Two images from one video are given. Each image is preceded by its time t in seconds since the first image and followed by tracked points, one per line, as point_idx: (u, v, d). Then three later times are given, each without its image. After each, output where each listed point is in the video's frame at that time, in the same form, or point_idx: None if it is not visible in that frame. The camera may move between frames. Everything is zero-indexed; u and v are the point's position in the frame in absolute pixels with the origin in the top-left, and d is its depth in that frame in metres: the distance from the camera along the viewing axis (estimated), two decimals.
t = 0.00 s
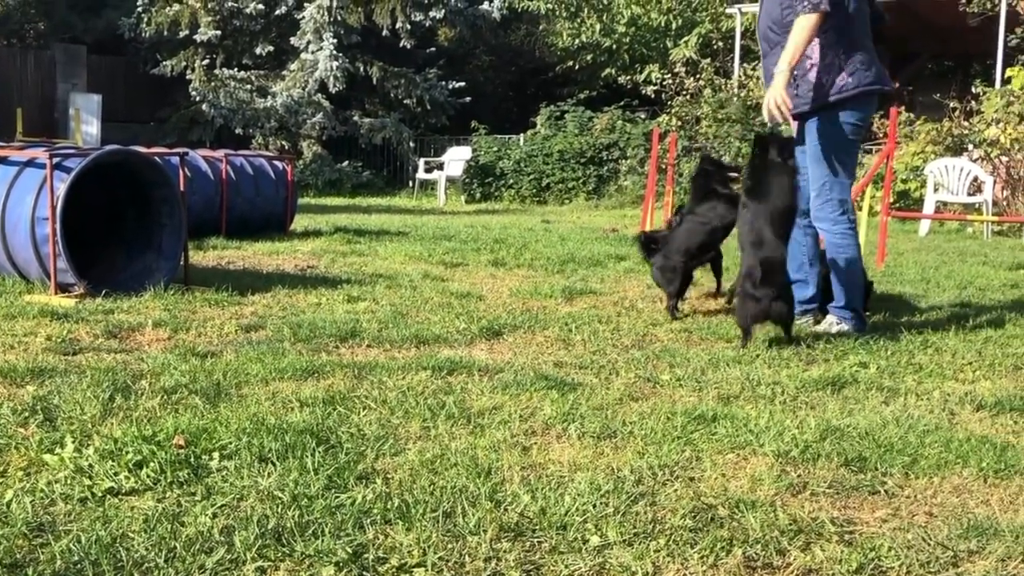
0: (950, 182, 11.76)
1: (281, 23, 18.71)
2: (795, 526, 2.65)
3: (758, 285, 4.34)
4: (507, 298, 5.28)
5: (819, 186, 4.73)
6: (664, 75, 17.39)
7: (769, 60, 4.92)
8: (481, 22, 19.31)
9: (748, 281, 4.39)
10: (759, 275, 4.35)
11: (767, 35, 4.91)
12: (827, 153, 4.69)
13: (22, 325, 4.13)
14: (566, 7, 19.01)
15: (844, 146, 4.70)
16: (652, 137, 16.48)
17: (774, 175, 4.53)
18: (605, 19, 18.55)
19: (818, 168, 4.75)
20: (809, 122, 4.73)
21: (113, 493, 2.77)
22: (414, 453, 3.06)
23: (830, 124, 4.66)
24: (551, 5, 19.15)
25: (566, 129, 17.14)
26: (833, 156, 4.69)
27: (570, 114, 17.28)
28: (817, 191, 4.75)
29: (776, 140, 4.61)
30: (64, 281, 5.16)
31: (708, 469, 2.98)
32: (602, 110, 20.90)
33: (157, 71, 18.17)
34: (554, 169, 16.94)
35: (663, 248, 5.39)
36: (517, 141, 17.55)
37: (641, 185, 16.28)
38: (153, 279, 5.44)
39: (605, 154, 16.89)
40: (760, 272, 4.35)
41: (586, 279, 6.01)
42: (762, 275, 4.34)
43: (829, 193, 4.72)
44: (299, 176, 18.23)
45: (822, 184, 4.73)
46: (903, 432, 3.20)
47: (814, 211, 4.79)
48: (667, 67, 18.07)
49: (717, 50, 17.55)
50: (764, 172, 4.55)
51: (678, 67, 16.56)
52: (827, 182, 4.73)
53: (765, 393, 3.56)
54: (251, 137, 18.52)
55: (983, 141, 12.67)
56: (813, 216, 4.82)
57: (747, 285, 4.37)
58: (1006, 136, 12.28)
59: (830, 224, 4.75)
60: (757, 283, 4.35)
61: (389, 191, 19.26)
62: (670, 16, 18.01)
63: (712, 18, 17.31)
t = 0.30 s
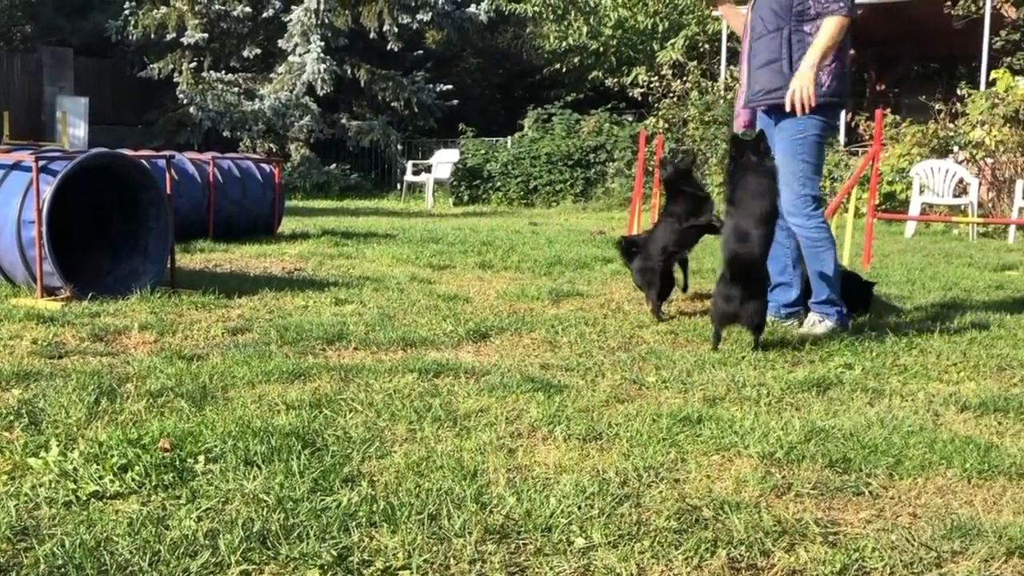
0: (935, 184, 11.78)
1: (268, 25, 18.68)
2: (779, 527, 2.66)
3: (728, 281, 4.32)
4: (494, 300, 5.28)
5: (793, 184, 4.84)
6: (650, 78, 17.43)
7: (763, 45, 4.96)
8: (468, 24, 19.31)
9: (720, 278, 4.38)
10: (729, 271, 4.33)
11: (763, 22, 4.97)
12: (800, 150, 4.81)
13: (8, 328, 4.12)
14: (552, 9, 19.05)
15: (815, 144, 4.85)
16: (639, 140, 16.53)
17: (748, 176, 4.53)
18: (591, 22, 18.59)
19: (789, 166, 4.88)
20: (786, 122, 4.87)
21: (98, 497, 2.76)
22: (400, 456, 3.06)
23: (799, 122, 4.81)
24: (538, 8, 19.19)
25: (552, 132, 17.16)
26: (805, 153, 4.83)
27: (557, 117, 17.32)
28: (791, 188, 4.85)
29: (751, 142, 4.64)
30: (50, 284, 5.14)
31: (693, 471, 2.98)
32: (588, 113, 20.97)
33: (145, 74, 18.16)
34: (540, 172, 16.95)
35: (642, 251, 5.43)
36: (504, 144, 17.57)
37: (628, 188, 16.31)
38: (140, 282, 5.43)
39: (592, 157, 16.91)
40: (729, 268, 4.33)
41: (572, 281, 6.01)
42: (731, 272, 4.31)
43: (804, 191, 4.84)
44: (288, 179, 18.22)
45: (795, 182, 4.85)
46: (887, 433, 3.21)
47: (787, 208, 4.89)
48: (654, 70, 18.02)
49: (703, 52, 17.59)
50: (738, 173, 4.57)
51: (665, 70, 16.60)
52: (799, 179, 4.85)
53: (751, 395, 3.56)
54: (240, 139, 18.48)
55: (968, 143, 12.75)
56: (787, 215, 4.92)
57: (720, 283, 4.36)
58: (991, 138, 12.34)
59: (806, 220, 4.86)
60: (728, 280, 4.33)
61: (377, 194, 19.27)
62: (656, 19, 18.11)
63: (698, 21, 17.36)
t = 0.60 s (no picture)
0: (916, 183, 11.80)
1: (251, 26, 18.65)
2: (759, 526, 2.67)
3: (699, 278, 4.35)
4: (477, 301, 5.28)
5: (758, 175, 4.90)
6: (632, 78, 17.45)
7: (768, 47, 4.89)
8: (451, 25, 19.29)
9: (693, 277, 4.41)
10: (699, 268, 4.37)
11: (765, 23, 4.89)
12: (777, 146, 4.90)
13: None
14: (535, 10, 19.05)
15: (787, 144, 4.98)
16: (622, 140, 16.55)
17: (714, 175, 4.59)
18: (574, 23, 18.59)
19: (756, 159, 4.97)
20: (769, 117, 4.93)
21: (77, 499, 2.75)
22: (381, 456, 3.06)
23: (778, 119, 4.91)
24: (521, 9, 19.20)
25: (536, 132, 17.13)
26: (778, 149, 4.93)
27: (540, 117, 17.31)
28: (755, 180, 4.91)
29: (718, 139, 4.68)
30: (31, 286, 5.13)
31: (673, 470, 2.98)
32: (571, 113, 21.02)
33: (129, 75, 18.09)
34: (524, 172, 16.95)
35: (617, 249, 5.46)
36: (488, 145, 17.56)
37: (611, 188, 16.31)
38: (122, 283, 5.42)
39: (575, 157, 16.86)
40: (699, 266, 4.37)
41: (556, 281, 6.01)
42: (701, 269, 4.35)
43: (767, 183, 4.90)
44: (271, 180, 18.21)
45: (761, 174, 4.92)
46: (867, 431, 3.22)
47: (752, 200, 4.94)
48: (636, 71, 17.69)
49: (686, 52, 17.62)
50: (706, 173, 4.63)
51: (647, 70, 16.61)
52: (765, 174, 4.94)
53: (732, 394, 3.57)
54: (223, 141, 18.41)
55: (949, 142, 12.86)
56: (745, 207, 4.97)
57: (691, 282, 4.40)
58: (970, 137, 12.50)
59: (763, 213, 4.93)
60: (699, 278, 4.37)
61: (360, 195, 19.27)
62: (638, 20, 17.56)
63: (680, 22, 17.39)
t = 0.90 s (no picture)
0: (900, 182, 11.86)
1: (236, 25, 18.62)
2: (742, 524, 2.67)
3: (691, 279, 4.32)
4: (462, 300, 5.28)
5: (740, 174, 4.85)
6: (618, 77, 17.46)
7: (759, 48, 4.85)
8: (437, 24, 19.29)
9: (682, 277, 4.39)
10: (692, 269, 4.35)
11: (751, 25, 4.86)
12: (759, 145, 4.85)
13: None
14: (521, 9, 19.08)
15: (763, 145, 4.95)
16: (608, 139, 16.55)
17: (701, 170, 4.56)
18: (559, 22, 18.60)
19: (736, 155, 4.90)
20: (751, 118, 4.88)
21: (59, 499, 2.74)
22: (365, 455, 3.05)
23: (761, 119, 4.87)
24: (506, 8, 19.21)
25: (522, 131, 17.13)
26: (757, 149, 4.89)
27: (526, 116, 17.21)
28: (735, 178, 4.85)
29: (704, 135, 4.63)
30: (15, 285, 5.11)
31: (657, 468, 2.99)
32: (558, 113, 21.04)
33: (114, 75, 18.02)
34: (510, 171, 16.96)
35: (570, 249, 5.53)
36: (474, 144, 17.57)
37: (597, 187, 16.32)
38: (106, 283, 5.40)
39: (562, 156, 16.83)
40: (693, 267, 4.35)
41: (541, 280, 6.02)
42: (694, 271, 4.33)
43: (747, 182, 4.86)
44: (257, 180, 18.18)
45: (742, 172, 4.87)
46: (851, 429, 3.23)
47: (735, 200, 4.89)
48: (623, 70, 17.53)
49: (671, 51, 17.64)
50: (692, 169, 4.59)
51: (634, 69, 16.63)
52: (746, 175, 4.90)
53: (715, 393, 3.57)
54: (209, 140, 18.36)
55: (933, 141, 12.94)
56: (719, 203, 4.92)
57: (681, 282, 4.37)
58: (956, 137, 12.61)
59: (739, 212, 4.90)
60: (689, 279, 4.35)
61: (346, 194, 19.27)
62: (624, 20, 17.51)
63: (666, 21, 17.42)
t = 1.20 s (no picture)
0: (889, 182, 11.90)
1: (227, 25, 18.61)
2: (728, 523, 2.67)
3: (663, 277, 4.37)
4: (451, 300, 5.28)
5: (716, 177, 4.79)
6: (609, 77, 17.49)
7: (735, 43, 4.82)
8: (427, 24, 19.29)
9: (653, 274, 4.42)
10: (664, 267, 4.37)
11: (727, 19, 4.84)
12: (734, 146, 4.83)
13: None
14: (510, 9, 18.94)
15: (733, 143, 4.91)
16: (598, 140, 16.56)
17: (672, 163, 4.55)
18: (549, 22, 18.62)
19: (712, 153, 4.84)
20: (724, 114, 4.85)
21: (45, 498, 2.73)
22: (353, 454, 3.05)
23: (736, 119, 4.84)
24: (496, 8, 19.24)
25: (511, 131, 17.14)
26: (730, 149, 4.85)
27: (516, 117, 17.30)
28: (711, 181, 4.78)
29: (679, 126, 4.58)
30: (3, 285, 5.10)
31: (643, 468, 2.99)
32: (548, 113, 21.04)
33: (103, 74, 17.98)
34: (500, 171, 16.96)
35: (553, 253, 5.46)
36: (464, 144, 17.57)
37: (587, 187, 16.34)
38: (94, 283, 5.39)
39: (551, 157, 16.85)
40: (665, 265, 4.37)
41: (530, 280, 6.01)
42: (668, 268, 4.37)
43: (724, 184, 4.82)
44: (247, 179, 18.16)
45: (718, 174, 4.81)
46: (837, 429, 3.23)
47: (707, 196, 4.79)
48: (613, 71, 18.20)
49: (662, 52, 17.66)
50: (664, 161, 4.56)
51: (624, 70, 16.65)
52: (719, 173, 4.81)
53: (703, 393, 3.58)
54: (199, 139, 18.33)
55: (922, 142, 12.98)
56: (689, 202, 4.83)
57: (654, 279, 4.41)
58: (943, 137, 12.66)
59: (711, 212, 4.84)
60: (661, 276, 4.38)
61: (336, 193, 19.26)
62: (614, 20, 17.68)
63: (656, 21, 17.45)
